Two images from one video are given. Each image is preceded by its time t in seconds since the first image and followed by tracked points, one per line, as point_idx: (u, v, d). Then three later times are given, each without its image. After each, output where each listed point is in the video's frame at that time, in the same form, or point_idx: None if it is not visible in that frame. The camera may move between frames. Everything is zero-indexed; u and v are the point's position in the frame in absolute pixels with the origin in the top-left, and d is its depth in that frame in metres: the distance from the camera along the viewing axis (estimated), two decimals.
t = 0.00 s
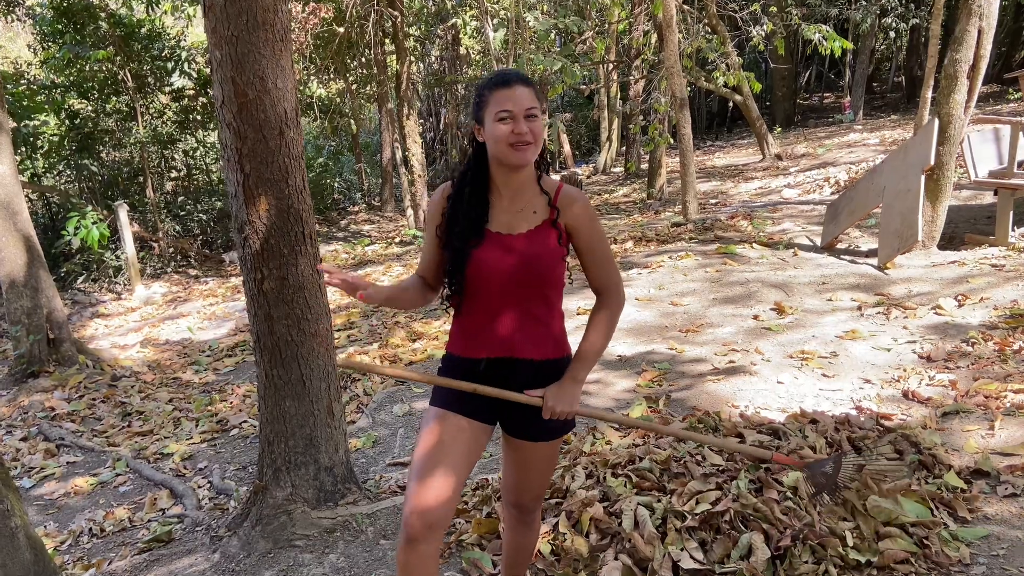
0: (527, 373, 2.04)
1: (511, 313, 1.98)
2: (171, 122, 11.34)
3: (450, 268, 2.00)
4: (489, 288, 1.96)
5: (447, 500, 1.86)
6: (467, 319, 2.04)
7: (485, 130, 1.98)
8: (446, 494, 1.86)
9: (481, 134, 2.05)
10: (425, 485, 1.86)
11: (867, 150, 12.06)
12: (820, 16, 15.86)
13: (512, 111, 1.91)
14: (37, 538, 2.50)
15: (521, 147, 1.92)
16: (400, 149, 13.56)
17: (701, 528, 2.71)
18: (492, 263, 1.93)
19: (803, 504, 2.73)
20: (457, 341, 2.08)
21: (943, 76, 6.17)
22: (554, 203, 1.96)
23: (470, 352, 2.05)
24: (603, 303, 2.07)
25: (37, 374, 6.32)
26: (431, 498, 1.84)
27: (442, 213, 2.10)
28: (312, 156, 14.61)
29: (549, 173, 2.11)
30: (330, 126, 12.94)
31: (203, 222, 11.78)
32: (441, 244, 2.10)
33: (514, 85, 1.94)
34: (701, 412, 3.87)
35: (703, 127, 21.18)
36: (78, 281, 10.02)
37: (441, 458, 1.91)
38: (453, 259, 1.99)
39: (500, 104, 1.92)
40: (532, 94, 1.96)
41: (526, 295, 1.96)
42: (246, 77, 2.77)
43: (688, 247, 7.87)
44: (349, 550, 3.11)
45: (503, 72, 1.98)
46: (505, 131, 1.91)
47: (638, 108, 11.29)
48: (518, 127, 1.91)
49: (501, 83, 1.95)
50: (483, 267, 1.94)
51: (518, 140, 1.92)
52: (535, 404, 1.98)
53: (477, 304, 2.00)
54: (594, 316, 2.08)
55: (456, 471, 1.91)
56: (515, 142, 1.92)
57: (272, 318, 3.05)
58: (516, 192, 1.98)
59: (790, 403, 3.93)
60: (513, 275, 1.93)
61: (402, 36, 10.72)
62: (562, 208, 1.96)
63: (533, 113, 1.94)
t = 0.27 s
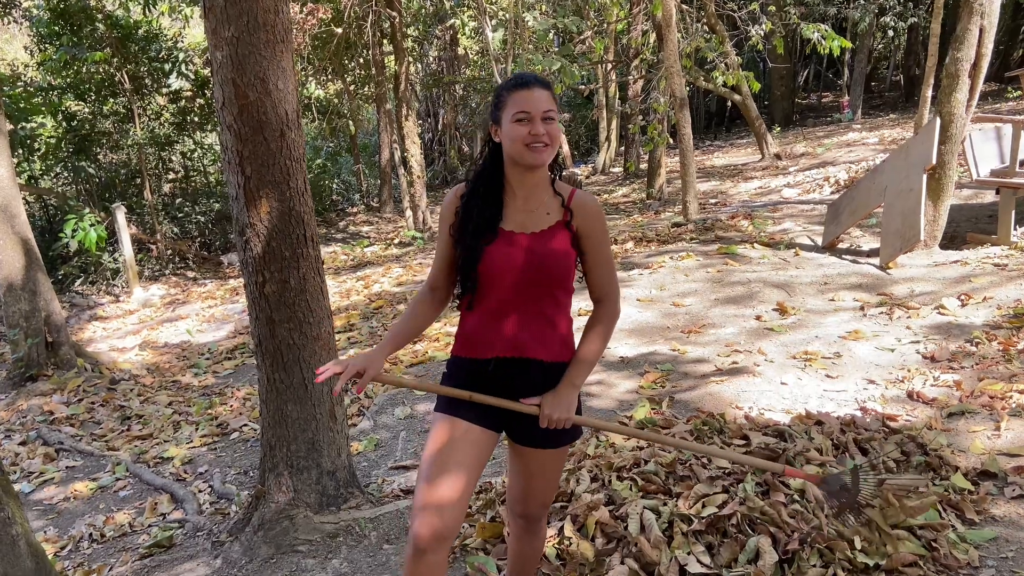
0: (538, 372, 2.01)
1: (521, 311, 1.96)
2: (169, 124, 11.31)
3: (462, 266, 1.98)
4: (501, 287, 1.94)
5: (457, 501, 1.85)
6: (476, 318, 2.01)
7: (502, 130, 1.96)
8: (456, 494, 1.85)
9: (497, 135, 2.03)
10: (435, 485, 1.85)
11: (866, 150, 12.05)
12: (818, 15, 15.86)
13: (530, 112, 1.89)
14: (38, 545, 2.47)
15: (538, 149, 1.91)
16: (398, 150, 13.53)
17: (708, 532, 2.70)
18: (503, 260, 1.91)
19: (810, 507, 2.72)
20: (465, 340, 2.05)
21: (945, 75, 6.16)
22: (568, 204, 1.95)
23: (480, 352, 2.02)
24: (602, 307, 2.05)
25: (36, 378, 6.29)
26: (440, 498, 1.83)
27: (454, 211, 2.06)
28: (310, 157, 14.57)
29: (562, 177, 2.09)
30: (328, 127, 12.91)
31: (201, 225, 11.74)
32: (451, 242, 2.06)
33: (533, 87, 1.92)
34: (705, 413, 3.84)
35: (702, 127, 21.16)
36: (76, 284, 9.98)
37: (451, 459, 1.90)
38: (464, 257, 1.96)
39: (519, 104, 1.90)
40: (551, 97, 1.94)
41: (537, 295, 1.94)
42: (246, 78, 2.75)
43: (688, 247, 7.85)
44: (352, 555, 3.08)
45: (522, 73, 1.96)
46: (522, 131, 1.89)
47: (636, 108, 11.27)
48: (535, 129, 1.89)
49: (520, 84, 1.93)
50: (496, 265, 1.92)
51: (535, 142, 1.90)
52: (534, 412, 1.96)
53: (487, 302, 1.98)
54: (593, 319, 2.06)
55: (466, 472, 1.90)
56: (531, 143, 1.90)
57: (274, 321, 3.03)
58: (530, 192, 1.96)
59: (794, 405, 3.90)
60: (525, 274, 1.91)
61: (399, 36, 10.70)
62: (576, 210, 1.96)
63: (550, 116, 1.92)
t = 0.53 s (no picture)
0: (540, 375, 1.97)
1: (523, 315, 1.92)
2: (159, 127, 11.21)
3: (463, 269, 1.95)
4: (501, 290, 1.91)
5: (459, 508, 1.81)
6: (477, 322, 1.98)
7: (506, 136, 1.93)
8: (458, 500, 1.81)
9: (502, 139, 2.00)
10: (437, 491, 1.81)
11: (858, 148, 12.07)
12: (809, 14, 15.89)
13: (538, 122, 1.86)
14: (31, 558, 2.40)
15: (542, 160, 1.88)
16: (391, 151, 13.47)
17: (712, 536, 2.69)
18: (503, 264, 1.88)
19: (814, 511, 2.70)
20: (465, 344, 2.01)
21: (939, 73, 6.17)
22: (570, 209, 1.92)
23: (480, 356, 1.99)
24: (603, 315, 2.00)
25: (26, 385, 6.20)
26: (442, 504, 1.80)
27: (456, 215, 2.03)
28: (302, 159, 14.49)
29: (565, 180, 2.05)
30: (320, 129, 12.83)
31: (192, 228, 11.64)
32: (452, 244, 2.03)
33: (541, 94, 1.89)
34: (705, 416, 3.82)
35: (694, 126, 21.16)
36: (66, 289, 9.86)
37: (453, 464, 1.86)
38: (465, 260, 1.93)
39: (525, 112, 1.87)
40: (558, 106, 1.90)
41: (538, 298, 1.91)
42: (239, 80, 2.70)
43: (683, 247, 7.83)
44: (350, 565, 3.03)
45: (532, 80, 1.92)
46: (527, 139, 1.86)
47: (629, 108, 11.25)
48: (542, 139, 1.86)
49: (529, 91, 1.89)
50: (496, 268, 1.89)
51: (540, 152, 1.87)
52: (534, 420, 1.92)
53: (488, 305, 1.94)
54: (594, 323, 2.02)
55: (468, 478, 1.86)
56: (538, 153, 1.87)
57: (269, 327, 2.98)
58: (533, 196, 1.92)
59: (794, 406, 3.88)
60: (526, 277, 1.88)
61: (391, 37, 10.64)
62: (578, 213, 1.92)
63: (558, 126, 1.88)
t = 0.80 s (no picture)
0: (539, 371, 1.95)
1: (522, 312, 1.90)
2: (150, 124, 11.12)
3: (460, 264, 1.93)
4: (501, 287, 1.89)
5: (459, 507, 1.79)
6: (475, 317, 1.96)
7: (522, 138, 1.87)
8: (457, 500, 1.79)
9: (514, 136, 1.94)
10: (435, 490, 1.79)
11: (851, 146, 12.11)
12: (801, 13, 15.93)
13: (567, 144, 1.80)
14: (25, 559, 2.37)
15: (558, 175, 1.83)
16: (384, 149, 13.42)
17: (711, 534, 2.69)
18: (504, 261, 1.86)
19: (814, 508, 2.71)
20: (463, 339, 1.99)
21: (934, 70, 6.19)
22: (571, 206, 1.90)
23: (479, 352, 1.97)
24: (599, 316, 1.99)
25: (17, 384, 6.14)
26: (441, 503, 1.77)
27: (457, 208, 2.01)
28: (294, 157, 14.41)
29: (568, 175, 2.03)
30: (312, 127, 12.77)
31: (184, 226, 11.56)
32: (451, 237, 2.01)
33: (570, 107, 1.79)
34: (702, 413, 3.81)
35: (686, 124, 21.19)
36: (56, 287, 9.77)
37: (452, 463, 1.84)
38: (464, 254, 1.91)
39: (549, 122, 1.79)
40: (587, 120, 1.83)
41: (538, 295, 1.89)
42: (234, 75, 2.67)
43: (678, 245, 7.83)
44: (347, 564, 3.01)
45: (563, 87, 1.82)
46: (546, 150, 1.80)
47: (623, 106, 11.24)
48: (565, 160, 1.81)
49: (560, 104, 1.79)
50: (496, 264, 1.87)
51: (559, 167, 1.82)
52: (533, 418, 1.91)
53: (487, 300, 1.92)
54: (592, 322, 2.01)
55: (467, 476, 1.83)
56: (557, 169, 1.82)
57: (264, 325, 2.95)
58: (540, 197, 1.89)
59: (790, 403, 3.88)
60: (526, 274, 1.86)
61: (384, 34, 10.59)
62: (579, 211, 1.90)
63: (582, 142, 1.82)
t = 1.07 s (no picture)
0: (542, 368, 1.95)
1: (525, 310, 1.90)
2: (147, 119, 11.08)
3: (464, 261, 1.92)
4: (504, 284, 1.88)
5: (460, 502, 1.80)
6: (477, 313, 1.95)
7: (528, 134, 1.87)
8: (458, 496, 1.80)
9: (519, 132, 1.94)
10: (437, 486, 1.79)
11: (849, 146, 12.13)
12: (800, 12, 15.92)
13: (575, 140, 1.80)
14: (24, 553, 2.36)
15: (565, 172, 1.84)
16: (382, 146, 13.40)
17: (711, 532, 2.69)
18: (507, 258, 1.85)
19: (813, 507, 2.72)
20: (466, 336, 1.99)
21: (933, 70, 6.20)
22: (574, 202, 1.89)
23: (482, 349, 1.97)
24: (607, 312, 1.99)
25: (14, 378, 6.12)
26: (443, 499, 1.78)
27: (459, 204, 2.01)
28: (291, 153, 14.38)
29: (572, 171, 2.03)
30: (310, 123, 12.73)
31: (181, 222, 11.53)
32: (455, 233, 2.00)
33: (576, 96, 1.79)
34: (701, 411, 3.82)
35: (684, 123, 21.19)
36: (52, 282, 9.74)
37: (452, 459, 1.84)
38: (467, 251, 1.91)
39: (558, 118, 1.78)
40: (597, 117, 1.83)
41: (541, 292, 1.88)
42: (236, 70, 2.66)
43: (676, 243, 7.83)
44: (346, 559, 3.00)
45: (572, 82, 1.82)
46: (554, 149, 1.81)
47: (621, 104, 11.23)
48: (573, 157, 1.82)
49: (568, 95, 1.78)
50: (500, 262, 1.86)
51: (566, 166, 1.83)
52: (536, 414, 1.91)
53: (490, 298, 1.92)
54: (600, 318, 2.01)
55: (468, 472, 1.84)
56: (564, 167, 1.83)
57: (265, 320, 2.95)
58: (544, 194, 1.89)
59: (789, 401, 3.89)
60: (530, 271, 1.85)
61: (383, 30, 10.56)
62: (582, 208, 1.90)
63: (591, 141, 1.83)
